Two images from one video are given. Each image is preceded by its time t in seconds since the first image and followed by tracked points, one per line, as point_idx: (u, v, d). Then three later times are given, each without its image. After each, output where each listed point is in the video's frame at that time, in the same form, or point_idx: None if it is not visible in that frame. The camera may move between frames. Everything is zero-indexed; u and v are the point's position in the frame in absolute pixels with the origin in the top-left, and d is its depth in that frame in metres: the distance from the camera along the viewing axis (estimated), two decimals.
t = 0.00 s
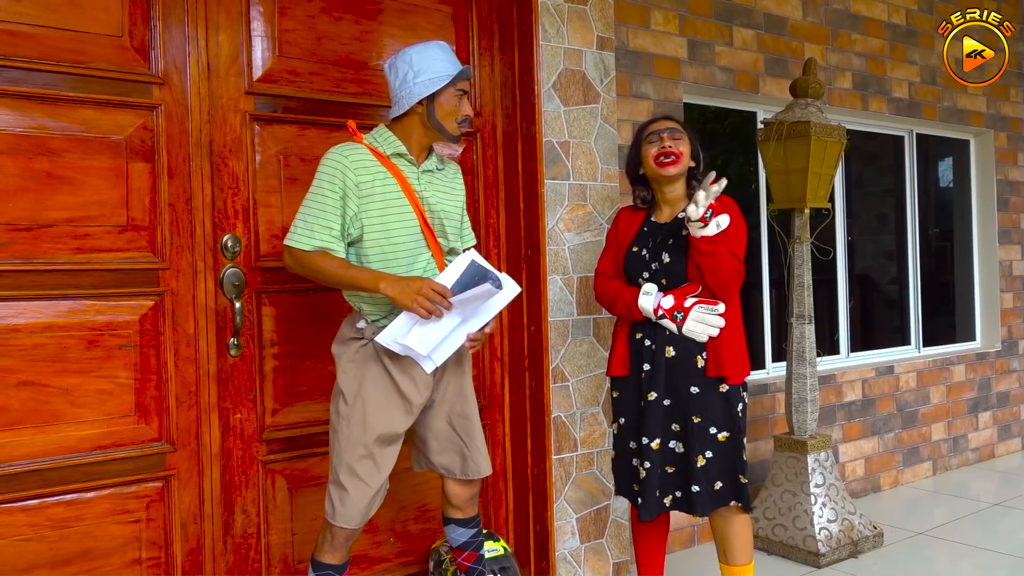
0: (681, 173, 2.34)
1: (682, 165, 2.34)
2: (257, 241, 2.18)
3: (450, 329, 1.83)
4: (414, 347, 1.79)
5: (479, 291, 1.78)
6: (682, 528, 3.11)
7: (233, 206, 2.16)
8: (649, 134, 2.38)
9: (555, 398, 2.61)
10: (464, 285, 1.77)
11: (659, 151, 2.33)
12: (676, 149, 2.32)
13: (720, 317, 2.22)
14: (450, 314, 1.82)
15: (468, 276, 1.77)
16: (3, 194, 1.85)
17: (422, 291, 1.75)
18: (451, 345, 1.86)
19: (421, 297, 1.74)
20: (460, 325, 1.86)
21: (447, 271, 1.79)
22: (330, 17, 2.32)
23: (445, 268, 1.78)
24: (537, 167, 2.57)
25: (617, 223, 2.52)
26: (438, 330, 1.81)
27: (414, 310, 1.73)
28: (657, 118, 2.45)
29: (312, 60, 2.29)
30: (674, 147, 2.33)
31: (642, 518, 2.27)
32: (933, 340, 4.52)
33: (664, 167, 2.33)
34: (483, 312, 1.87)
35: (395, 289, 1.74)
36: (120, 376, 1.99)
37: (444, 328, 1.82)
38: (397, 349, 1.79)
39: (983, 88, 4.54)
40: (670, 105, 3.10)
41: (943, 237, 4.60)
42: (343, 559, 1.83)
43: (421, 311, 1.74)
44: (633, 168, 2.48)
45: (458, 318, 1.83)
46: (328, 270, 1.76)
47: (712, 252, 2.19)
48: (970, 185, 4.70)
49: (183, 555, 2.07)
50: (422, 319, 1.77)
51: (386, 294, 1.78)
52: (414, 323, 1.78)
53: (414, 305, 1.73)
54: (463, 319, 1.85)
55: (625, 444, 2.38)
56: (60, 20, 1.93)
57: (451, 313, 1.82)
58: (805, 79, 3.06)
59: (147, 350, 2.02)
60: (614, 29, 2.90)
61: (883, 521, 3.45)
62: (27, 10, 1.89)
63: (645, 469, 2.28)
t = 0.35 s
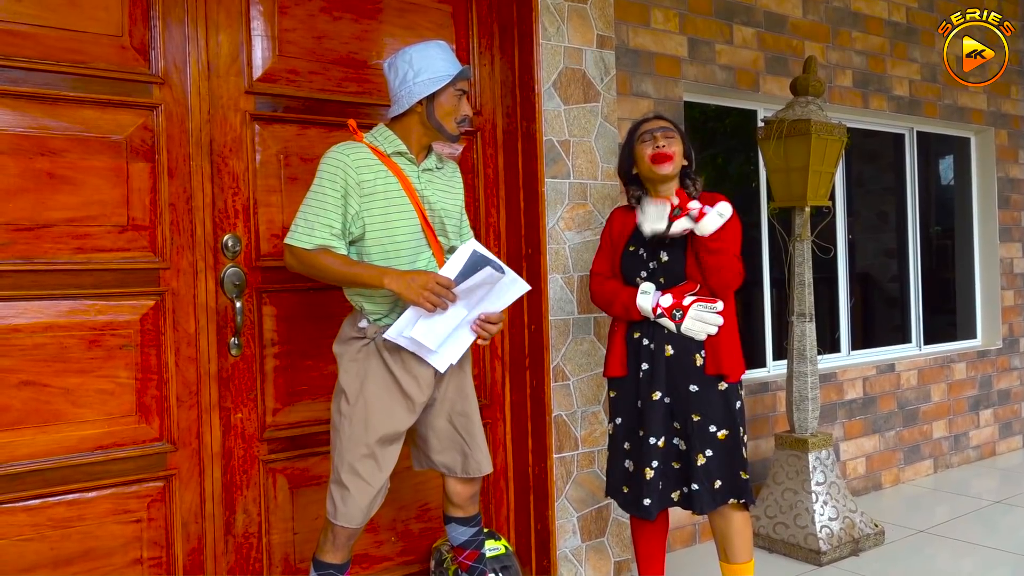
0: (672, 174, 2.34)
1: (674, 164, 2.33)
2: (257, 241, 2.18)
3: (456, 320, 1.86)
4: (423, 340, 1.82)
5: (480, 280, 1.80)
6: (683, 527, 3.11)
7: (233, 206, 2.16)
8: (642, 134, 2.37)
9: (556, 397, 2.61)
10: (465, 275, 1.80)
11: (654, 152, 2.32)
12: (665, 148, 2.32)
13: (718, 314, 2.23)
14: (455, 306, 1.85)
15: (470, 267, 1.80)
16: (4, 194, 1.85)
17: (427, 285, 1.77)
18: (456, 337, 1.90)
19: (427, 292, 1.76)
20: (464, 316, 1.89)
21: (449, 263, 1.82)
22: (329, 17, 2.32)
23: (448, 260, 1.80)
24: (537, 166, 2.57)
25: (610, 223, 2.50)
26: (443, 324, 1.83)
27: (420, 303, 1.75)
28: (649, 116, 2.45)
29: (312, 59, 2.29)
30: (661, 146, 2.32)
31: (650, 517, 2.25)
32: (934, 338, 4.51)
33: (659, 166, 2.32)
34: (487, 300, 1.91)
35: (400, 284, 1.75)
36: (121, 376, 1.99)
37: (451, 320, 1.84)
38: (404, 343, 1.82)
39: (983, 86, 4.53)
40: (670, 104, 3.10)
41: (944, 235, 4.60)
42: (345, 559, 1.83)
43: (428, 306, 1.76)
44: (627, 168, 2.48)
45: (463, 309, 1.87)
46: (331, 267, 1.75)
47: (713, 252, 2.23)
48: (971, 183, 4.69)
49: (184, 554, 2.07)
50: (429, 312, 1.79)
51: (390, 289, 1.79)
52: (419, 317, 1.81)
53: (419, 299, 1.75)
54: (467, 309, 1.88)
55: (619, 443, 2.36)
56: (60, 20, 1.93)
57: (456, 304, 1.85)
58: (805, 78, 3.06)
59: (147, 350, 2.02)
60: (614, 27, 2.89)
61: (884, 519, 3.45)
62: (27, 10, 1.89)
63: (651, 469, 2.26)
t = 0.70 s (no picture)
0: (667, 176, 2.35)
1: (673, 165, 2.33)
2: (257, 241, 2.19)
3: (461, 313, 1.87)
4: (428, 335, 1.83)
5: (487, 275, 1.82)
6: (683, 527, 3.11)
7: (233, 206, 2.16)
8: (638, 137, 2.38)
9: (555, 397, 2.61)
10: (471, 269, 1.82)
11: (651, 151, 2.33)
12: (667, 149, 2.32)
13: (718, 314, 2.23)
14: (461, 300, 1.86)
15: (477, 259, 1.82)
16: (4, 193, 1.86)
17: (433, 278, 1.77)
18: (458, 332, 1.91)
19: (433, 285, 1.76)
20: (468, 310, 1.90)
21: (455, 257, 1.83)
22: (330, 17, 2.32)
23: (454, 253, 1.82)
24: (537, 166, 2.57)
25: (609, 223, 2.51)
26: (450, 317, 1.84)
27: (428, 297, 1.76)
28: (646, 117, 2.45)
29: (312, 59, 2.29)
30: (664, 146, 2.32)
31: (649, 519, 2.25)
32: (934, 338, 4.51)
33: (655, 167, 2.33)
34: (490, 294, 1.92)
35: (406, 278, 1.75)
36: (121, 376, 1.99)
37: (456, 315, 1.86)
38: (410, 339, 1.82)
39: (984, 86, 4.54)
40: (670, 104, 3.10)
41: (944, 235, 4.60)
42: (345, 559, 1.83)
43: (436, 299, 1.77)
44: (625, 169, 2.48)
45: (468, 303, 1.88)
46: (337, 267, 1.75)
47: (702, 258, 2.21)
48: (971, 183, 4.70)
49: (184, 554, 2.08)
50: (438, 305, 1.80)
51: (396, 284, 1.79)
52: (426, 310, 1.81)
53: (427, 293, 1.76)
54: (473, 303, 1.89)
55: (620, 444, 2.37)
56: (60, 20, 1.93)
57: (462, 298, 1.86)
58: (805, 78, 3.06)
59: (147, 350, 2.03)
60: (614, 28, 2.89)
61: (884, 520, 3.45)
62: (27, 10, 1.89)
63: (650, 470, 2.26)
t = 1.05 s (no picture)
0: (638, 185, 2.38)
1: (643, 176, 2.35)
2: (257, 241, 2.19)
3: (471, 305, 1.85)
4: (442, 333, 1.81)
5: (492, 257, 1.83)
6: (682, 528, 3.11)
7: (234, 205, 2.16)
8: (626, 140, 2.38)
9: (555, 397, 2.61)
10: (473, 255, 1.83)
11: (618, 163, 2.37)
12: (634, 161, 2.34)
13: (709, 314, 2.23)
14: (468, 292, 1.85)
15: (477, 244, 1.83)
16: (4, 192, 1.85)
17: (437, 269, 1.78)
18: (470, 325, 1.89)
19: (438, 276, 1.77)
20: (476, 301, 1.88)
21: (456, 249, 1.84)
22: (331, 17, 2.32)
23: (454, 244, 1.82)
24: (537, 167, 2.57)
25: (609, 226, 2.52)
26: (461, 311, 1.84)
27: (433, 288, 1.77)
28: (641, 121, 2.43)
29: (313, 59, 2.29)
30: (635, 158, 2.34)
31: (639, 520, 2.26)
32: (933, 341, 4.52)
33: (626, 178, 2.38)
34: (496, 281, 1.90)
35: (410, 271, 1.76)
36: (120, 375, 1.99)
37: (466, 307, 1.84)
38: (425, 340, 1.81)
39: (983, 89, 4.54)
40: (670, 106, 3.10)
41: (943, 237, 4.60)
42: (345, 559, 1.83)
43: (441, 290, 1.78)
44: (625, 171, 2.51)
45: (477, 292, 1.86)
46: (341, 265, 1.75)
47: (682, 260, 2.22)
48: (970, 186, 4.70)
49: (182, 553, 2.07)
50: (442, 298, 1.80)
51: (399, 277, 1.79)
52: (435, 307, 1.81)
53: (433, 284, 1.77)
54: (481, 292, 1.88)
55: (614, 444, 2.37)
56: (61, 19, 1.93)
57: (469, 288, 1.84)
58: (806, 80, 3.06)
59: (147, 349, 2.03)
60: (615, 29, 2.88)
61: (882, 522, 3.45)
62: (28, 9, 1.89)
63: (640, 470, 2.26)
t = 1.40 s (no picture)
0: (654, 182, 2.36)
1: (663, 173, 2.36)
2: (256, 241, 2.18)
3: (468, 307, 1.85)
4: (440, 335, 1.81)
5: (488, 256, 1.85)
6: (681, 528, 3.12)
7: (232, 205, 2.16)
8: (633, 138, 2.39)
9: (554, 397, 2.62)
10: (470, 255, 1.83)
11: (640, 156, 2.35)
12: (658, 155, 2.34)
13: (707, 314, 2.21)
14: (466, 293, 1.84)
15: (473, 246, 1.84)
16: (2, 192, 1.85)
17: (435, 270, 1.78)
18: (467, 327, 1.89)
19: (436, 276, 1.77)
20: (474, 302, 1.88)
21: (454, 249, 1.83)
22: (329, 17, 2.32)
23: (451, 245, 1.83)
24: (536, 167, 2.57)
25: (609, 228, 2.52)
26: (458, 313, 1.83)
27: (431, 289, 1.77)
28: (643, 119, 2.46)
29: (312, 59, 2.29)
30: (657, 152, 2.34)
31: (635, 518, 2.27)
32: (931, 341, 4.52)
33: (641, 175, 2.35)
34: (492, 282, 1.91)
35: (408, 271, 1.76)
36: (118, 375, 1.99)
37: (464, 309, 1.84)
38: (422, 343, 1.80)
39: (982, 90, 4.54)
40: (669, 106, 3.10)
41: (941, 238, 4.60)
42: (343, 559, 1.83)
43: (439, 290, 1.77)
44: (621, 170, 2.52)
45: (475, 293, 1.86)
46: (339, 264, 1.75)
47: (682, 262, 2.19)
48: (968, 186, 4.70)
49: (180, 553, 2.07)
50: (440, 298, 1.80)
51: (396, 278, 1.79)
52: (433, 308, 1.81)
53: (430, 284, 1.77)
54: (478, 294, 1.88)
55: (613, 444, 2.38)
56: (59, 18, 1.93)
57: (467, 290, 1.84)
58: (804, 80, 3.06)
59: (145, 349, 2.02)
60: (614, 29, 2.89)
61: (880, 522, 3.46)
62: (27, 8, 1.89)
63: (638, 470, 2.27)
